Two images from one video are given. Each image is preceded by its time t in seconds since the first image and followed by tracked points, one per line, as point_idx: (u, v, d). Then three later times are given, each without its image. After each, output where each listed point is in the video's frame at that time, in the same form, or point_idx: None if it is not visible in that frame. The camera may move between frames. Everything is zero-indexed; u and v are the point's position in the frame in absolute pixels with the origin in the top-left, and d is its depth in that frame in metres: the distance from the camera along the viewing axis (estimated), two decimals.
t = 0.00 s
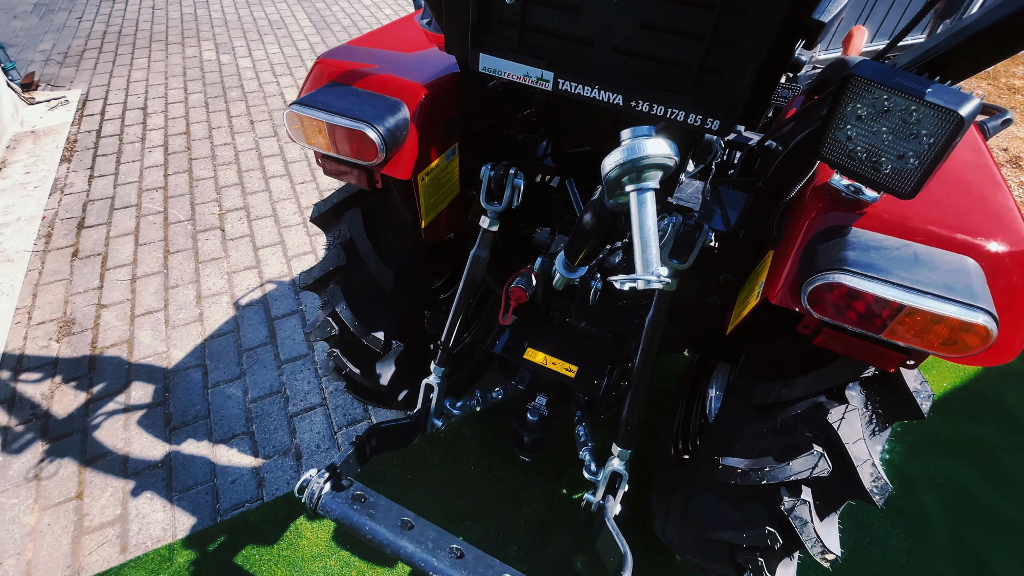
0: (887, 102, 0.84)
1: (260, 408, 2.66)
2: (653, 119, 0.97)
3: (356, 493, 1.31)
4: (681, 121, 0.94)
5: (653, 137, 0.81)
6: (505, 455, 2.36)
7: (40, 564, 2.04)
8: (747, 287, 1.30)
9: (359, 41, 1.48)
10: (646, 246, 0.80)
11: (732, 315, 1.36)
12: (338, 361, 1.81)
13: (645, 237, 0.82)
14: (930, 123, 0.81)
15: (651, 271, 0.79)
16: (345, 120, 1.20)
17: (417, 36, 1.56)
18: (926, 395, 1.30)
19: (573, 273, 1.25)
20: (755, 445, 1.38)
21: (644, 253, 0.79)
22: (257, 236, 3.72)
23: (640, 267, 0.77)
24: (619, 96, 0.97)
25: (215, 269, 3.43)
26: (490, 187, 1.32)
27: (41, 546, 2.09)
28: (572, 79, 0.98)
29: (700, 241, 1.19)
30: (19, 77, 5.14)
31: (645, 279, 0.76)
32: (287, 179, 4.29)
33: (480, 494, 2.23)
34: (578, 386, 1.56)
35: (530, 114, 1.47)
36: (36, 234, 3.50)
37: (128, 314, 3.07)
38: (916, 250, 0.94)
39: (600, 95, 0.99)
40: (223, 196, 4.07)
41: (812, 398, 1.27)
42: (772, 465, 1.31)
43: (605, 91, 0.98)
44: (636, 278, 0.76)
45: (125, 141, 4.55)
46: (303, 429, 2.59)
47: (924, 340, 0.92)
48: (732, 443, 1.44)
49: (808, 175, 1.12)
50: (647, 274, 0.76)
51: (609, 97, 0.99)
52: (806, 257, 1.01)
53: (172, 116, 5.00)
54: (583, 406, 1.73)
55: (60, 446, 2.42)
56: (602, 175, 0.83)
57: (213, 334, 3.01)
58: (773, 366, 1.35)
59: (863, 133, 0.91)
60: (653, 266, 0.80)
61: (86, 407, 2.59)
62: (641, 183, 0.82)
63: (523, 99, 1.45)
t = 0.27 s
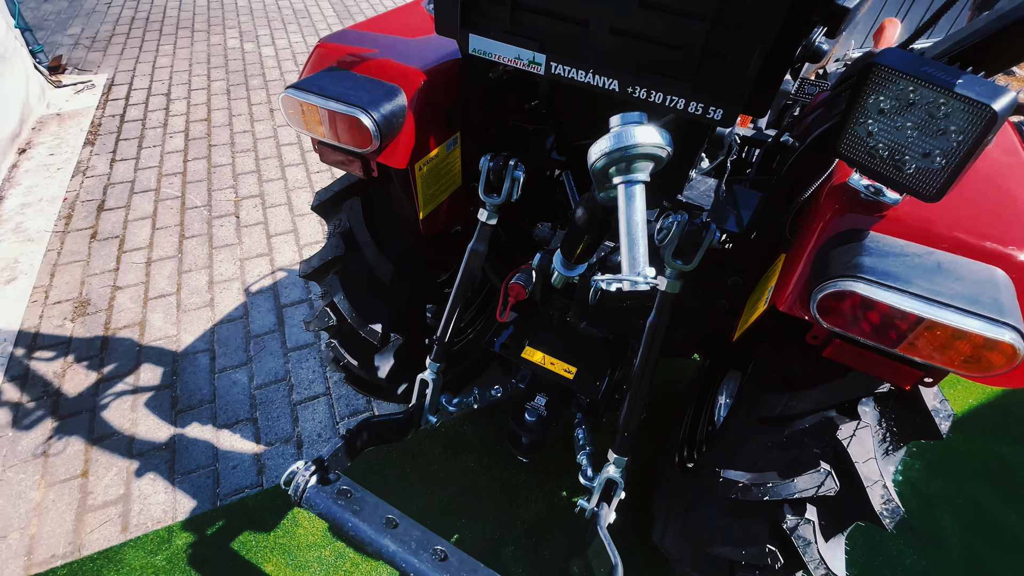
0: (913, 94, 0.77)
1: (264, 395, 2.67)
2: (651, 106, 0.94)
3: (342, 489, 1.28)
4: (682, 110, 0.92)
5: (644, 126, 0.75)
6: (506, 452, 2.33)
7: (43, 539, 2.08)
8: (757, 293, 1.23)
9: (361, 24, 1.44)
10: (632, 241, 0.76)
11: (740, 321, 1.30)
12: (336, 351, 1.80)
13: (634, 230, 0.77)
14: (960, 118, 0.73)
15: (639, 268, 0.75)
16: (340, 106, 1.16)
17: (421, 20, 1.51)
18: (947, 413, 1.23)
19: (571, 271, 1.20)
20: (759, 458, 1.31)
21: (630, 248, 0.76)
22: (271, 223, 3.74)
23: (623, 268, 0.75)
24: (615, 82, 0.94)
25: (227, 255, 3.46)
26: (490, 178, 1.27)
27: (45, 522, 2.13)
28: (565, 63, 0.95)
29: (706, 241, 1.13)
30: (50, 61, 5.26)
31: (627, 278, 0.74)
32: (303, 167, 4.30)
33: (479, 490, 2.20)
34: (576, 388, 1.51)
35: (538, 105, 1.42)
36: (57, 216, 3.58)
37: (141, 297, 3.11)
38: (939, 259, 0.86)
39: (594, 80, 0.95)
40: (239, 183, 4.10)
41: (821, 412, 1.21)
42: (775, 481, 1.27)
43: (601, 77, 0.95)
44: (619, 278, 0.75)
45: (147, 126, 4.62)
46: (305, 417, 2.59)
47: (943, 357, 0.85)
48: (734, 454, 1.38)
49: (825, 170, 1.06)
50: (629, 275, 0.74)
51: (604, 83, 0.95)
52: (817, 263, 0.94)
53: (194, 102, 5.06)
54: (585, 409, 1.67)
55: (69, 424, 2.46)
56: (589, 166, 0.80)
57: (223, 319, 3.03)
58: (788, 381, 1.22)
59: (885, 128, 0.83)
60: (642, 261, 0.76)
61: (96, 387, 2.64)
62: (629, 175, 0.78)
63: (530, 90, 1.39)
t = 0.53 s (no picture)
0: (954, 58, 0.68)
1: (271, 372, 2.68)
2: (654, 60, 0.94)
3: (327, 467, 1.25)
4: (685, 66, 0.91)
5: (633, 71, 0.71)
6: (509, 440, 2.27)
7: (48, 502, 2.12)
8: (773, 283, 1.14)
9: None
10: (620, 206, 0.69)
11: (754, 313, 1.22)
12: (336, 330, 1.77)
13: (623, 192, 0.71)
14: (1009, 84, 0.65)
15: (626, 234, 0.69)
16: (336, 70, 1.11)
17: None
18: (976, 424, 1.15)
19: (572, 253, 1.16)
20: (767, 462, 1.23)
21: (617, 214, 0.70)
22: (289, 203, 3.75)
23: (608, 236, 0.69)
24: (615, 34, 0.96)
25: (244, 233, 3.48)
26: (491, 153, 1.21)
27: (51, 485, 2.17)
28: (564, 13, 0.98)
29: (718, 225, 1.05)
30: (86, 39, 5.40)
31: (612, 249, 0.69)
32: (323, 149, 4.30)
33: (478, 478, 2.16)
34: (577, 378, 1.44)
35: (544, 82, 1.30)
36: (83, 188, 3.66)
37: (158, 271, 3.16)
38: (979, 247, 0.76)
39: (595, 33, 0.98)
40: (260, 163, 4.12)
41: (839, 416, 1.12)
42: (782, 487, 1.19)
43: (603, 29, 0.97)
44: (604, 248, 0.70)
45: (175, 104, 4.69)
46: (309, 396, 2.58)
47: (976, 359, 0.76)
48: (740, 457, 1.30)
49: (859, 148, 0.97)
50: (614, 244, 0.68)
51: (604, 35, 0.97)
52: (838, 249, 0.85)
53: (222, 83, 5.11)
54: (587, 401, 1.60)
55: (81, 391, 2.51)
56: (577, 120, 0.77)
57: (236, 296, 3.05)
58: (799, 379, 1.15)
59: (920, 98, 0.74)
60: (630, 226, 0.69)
61: (109, 355, 2.69)
62: (618, 129, 0.73)
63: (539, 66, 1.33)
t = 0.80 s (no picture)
0: (1006, 7, 0.60)
1: (279, 350, 2.67)
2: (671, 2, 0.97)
3: (317, 443, 1.22)
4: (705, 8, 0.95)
5: None
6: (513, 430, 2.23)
7: (55, 467, 2.15)
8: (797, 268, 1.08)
9: None
10: (617, 151, 0.69)
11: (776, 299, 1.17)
12: (338, 308, 1.72)
13: (620, 132, 0.69)
14: None
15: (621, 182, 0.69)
16: (336, 28, 1.06)
17: None
18: (1012, 429, 1.06)
19: (580, 229, 1.09)
20: (779, 461, 1.16)
21: (614, 160, 0.69)
22: (305, 185, 3.74)
23: (603, 186, 0.70)
24: None
25: (260, 212, 3.49)
26: (497, 121, 1.16)
27: (58, 451, 2.21)
28: None
29: (735, 202, 0.97)
30: (118, 20, 5.50)
31: (607, 200, 0.69)
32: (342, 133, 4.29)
33: (480, 467, 2.11)
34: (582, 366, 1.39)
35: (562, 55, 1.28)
36: (107, 164, 3.72)
37: (175, 246, 3.18)
38: None
39: None
40: (280, 144, 4.13)
41: (859, 415, 1.05)
42: (793, 489, 1.13)
43: None
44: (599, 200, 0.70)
45: (200, 85, 4.74)
46: (315, 377, 2.56)
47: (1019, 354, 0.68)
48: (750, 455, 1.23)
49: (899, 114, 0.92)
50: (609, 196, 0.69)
51: None
52: (866, 230, 0.77)
53: (247, 64, 5.14)
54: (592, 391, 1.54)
55: (93, 360, 2.55)
56: (573, 52, 0.74)
57: (249, 274, 3.06)
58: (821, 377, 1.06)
59: (966, 55, 0.66)
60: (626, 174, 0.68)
61: (123, 327, 2.72)
62: (617, 61, 0.70)
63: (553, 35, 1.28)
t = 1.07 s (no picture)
0: None
1: (287, 327, 2.66)
2: None
3: (301, 416, 1.17)
4: None
5: None
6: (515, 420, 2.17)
7: (63, 429, 2.18)
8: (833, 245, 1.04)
9: None
10: (605, 81, 0.78)
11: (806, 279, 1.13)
12: (338, 282, 1.67)
13: (610, 64, 0.79)
14: None
15: (609, 110, 0.79)
16: None
17: None
18: None
19: (586, 198, 1.00)
20: (792, 462, 1.08)
21: (603, 89, 0.78)
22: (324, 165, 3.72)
23: (592, 114, 0.79)
24: None
25: (278, 190, 3.48)
26: (502, 84, 1.08)
27: (66, 414, 2.23)
28: None
29: (756, 171, 0.87)
30: None
31: (594, 126, 0.78)
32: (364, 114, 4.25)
33: (480, 455, 2.05)
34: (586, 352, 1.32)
35: (577, 21, 1.21)
36: (133, 137, 3.78)
37: (192, 220, 3.21)
38: None
39: None
40: (302, 124, 4.12)
41: (884, 418, 0.97)
42: (807, 495, 1.05)
43: None
44: (586, 124, 0.80)
45: (228, 63, 4.77)
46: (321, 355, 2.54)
47: None
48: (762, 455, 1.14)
49: (951, 71, 0.92)
50: (592, 120, 0.77)
51: None
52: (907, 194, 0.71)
53: (275, 44, 5.15)
54: (595, 381, 1.46)
55: (106, 327, 2.58)
56: None
57: (262, 250, 3.05)
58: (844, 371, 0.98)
59: None
60: (614, 100, 0.79)
61: (137, 297, 2.74)
62: None
63: None
